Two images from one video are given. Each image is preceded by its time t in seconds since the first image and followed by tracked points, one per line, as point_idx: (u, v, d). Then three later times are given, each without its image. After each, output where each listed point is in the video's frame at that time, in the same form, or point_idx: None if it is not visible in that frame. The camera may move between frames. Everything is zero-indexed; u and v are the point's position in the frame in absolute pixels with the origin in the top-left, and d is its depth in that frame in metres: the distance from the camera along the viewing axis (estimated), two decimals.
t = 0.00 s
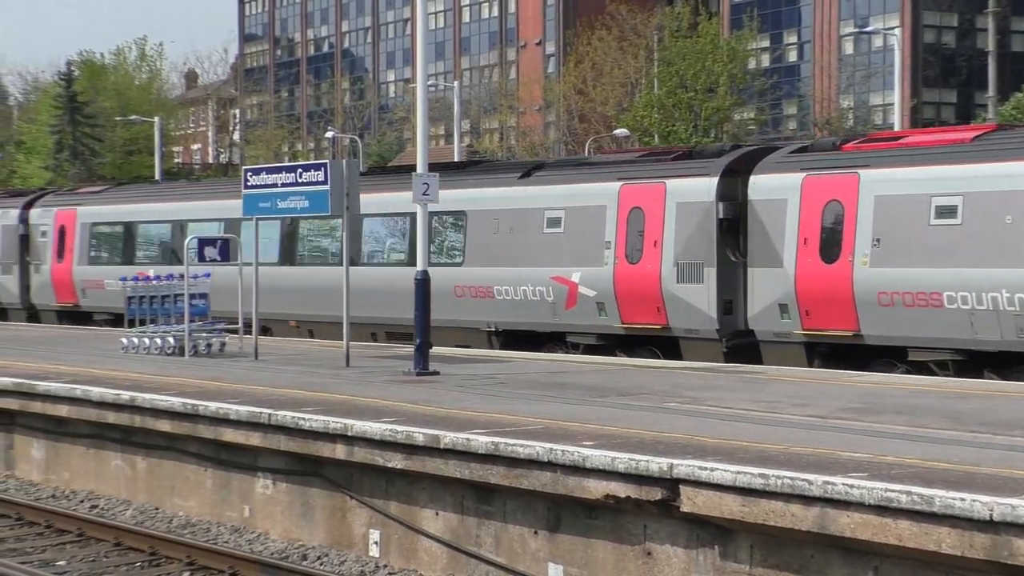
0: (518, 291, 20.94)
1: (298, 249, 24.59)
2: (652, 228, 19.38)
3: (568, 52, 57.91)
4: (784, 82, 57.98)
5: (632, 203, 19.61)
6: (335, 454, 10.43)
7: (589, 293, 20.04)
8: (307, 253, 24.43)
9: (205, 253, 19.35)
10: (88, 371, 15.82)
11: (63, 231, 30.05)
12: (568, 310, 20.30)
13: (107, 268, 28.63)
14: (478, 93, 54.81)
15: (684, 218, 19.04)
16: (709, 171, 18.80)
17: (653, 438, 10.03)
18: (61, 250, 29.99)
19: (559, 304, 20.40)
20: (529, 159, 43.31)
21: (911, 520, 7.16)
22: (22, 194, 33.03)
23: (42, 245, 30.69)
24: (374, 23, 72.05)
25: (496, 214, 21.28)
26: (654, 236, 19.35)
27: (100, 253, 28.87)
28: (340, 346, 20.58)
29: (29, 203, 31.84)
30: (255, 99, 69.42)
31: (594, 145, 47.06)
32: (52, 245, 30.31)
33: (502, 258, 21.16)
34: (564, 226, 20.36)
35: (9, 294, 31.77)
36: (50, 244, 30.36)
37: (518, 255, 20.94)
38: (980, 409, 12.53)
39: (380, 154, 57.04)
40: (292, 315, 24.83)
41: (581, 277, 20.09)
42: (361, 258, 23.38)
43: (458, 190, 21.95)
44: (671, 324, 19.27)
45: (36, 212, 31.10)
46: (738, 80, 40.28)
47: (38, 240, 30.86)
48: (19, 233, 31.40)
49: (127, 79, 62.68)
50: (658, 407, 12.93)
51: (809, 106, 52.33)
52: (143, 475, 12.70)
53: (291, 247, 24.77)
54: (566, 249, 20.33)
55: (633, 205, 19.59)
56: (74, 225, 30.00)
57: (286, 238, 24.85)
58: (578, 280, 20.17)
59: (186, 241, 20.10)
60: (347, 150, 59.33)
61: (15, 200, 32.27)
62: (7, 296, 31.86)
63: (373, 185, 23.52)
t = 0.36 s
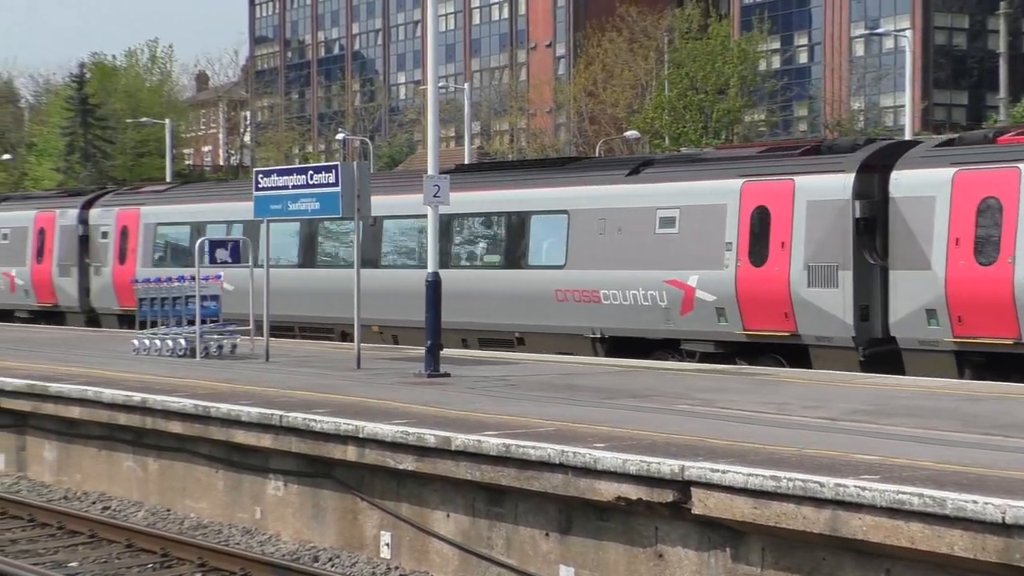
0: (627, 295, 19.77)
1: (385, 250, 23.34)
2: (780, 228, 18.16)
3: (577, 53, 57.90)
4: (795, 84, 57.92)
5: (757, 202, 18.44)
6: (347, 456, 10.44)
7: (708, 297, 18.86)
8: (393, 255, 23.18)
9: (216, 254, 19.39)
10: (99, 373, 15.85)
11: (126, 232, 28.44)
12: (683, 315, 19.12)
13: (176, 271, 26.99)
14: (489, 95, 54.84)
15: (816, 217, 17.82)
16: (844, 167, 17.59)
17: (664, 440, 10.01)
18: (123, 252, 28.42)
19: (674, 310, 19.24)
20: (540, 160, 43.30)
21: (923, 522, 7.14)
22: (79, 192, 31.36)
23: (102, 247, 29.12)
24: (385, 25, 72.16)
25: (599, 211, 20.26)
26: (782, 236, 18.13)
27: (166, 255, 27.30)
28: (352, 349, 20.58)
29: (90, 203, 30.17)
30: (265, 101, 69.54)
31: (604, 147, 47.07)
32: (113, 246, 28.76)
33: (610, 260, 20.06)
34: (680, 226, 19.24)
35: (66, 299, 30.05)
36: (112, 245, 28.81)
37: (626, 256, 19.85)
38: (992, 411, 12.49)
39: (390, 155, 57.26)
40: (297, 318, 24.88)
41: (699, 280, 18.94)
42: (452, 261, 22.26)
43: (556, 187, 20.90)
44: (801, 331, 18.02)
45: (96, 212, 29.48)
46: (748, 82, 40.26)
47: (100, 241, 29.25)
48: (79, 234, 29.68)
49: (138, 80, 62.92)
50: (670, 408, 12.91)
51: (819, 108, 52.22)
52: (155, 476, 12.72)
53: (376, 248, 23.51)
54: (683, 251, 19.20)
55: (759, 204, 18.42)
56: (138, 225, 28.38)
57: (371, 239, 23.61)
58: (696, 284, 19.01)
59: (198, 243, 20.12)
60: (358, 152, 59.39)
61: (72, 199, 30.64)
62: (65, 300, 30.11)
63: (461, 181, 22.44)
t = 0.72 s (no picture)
0: (762, 300, 18.66)
1: (488, 252, 22.18)
2: (940, 227, 16.93)
3: (600, 55, 57.82)
4: (818, 87, 57.68)
5: (913, 199, 17.24)
6: (370, 457, 10.42)
7: (856, 302, 17.70)
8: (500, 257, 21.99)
9: (240, 256, 19.44)
10: (122, 374, 15.91)
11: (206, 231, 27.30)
12: (827, 321, 17.99)
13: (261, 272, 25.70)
14: (511, 96, 54.82)
15: (980, 216, 16.54)
16: (1013, 162, 16.31)
17: (686, 443, 9.95)
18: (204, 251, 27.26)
19: (816, 315, 18.11)
20: (562, 161, 43.27)
21: (948, 526, 7.07)
22: (150, 191, 30.28)
23: (180, 247, 28.08)
24: (408, 27, 72.26)
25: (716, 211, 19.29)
26: (942, 236, 16.91)
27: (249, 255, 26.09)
28: (375, 350, 20.58)
29: (166, 202, 29.08)
30: (289, 103, 69.76)
31: (626, 149, 47.00)
32: (191, 246, 27.64)
33: (741, 262, 18.97)
34: (822, 226, 18.10)
35: (141, 301, 28.81)
36: (191, 245, 27.75)
37: (756, 258, 18.78)
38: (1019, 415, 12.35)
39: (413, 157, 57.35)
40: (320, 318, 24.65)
41: (845, 284, 17.80)
42: (563, 264, 21.13)
43: (671, 186, 19.90)
44: (962, 339, 16.73)
45: (173, 210, 28.42)
46: (771, 84, 40.14)
47: (177, 241, 28.21)
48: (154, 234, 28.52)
49: (162, 82, 63.30)
50: (692, 411, 12.83)
51: (842, 110, 51.93)
52: (179, 477, 12.74)
53: (480, 250, 22.31)
54: (827, 253, 18.03)
55: (915, 201, 17.22)
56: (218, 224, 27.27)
57: (472, 239, 22.42)
58: (842, 288, 17.86)
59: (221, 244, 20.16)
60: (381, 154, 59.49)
61: (145, 198, 29.51)
62: (140, 302, 28.84)
63: (563, 181, 21.45)
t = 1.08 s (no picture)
0: (911, 306, 17.37)
1: (598, 254, 20.98)
2: None
3: (619, 57, 57.81)
4: (838, 89, 57.47)
5: None
6: (388, 459, 10.41)
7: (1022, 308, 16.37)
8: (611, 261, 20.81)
9: (259, 258, 19.44)
10: (141, 375, 15.93)
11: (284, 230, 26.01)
12: (985, 329, 16.67)
13: (345, 274, 24.43)
14: (530, 98, 54.77)
15: None
16: None
17: (703, 446, 9.91)
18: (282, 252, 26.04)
19: (972, 323, 16.79)
20: (580, 163, 43.22)
21: (966, 528, 7.02)
22: (223, 191, 29.14)
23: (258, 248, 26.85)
24: (427, 29, 72.37)
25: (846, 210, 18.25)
26: None
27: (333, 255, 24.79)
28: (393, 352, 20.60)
29: (242, 201, 27.98)
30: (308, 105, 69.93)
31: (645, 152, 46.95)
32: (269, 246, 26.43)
33: (881, 264, 17.78)
34: (980, 224, 16.81)
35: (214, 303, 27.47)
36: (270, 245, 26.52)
37: (897, 260, 17.61)
38: None
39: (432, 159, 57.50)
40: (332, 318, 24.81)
41: (1009, 289, 16.48)
42: (680, 266, 19.95)
43: (795, 183, 18.88)
44: None
45: (249, 210, 27.34)
46: (790, 85, 40.02)
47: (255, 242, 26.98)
48: (228, 235, 27.70)
49: (181, 84, 63.65)
50: (710, 413, 12.78)
51: (861, 112, 51.73)
52: (197, 478, 12.75)
53: (590, 253, 21.09)
54: (984, 255, 16.74)
55: None
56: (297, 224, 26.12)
57: (579, 241, 21.23)
58: (1003, 293, 16.55)
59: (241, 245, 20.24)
60: (400, 155, 59.63)
61: (217, 197, 28.41)
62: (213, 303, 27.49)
63: (667, 178, 20.45)
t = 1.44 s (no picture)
0: None
1: (692, 253, 20.06)
2: None
3: (630, 59, 57.78)
4: (848, 91, 57.38)
5: None
6: (399, 461, 10.40)
7: None
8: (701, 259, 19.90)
9: (269, 259, 19.51)
10: (152, 377, 15.95)
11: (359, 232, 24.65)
12: None
13: (430, 276, 23.25)
14: (541, 100, 54.67)
15: None
16: None
17: (714, 448, 9.89)
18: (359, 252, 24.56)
19: None
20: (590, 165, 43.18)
21: (978, 532, 6.99)
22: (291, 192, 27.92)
23: (332, 249, 25.30)
24: (438, 31, 72.41)
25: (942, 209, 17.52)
26: None
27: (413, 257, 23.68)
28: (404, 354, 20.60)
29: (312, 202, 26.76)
30: (319, 107, 70.00)
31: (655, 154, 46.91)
32: (344, 248, 24.95)
33: None
34: None
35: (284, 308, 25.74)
36: (345, 246, 24.95)
37: (1002, 263, 16.81)
38: None
39: (443, 161, 57.54)
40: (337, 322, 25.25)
41: None
42: (806, 268, 18.86)
43: (866, 182, 18.36)
44: None
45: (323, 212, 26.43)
46: (801, 88, 39.93)
47: (327, 243, 25.41)
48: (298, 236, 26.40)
49: (192, 86, 63.81)
50: (722, 416, 12.75)
51: (872, 114, 51.56)
52: (208, 480, 12.77)
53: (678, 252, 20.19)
54: None
55: None
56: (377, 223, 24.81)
57: (662, 241, 20.43)
58: None
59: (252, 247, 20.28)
60: (411, 157, 59.74)
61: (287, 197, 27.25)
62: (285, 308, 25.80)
63: (743, 175, 19.81)
